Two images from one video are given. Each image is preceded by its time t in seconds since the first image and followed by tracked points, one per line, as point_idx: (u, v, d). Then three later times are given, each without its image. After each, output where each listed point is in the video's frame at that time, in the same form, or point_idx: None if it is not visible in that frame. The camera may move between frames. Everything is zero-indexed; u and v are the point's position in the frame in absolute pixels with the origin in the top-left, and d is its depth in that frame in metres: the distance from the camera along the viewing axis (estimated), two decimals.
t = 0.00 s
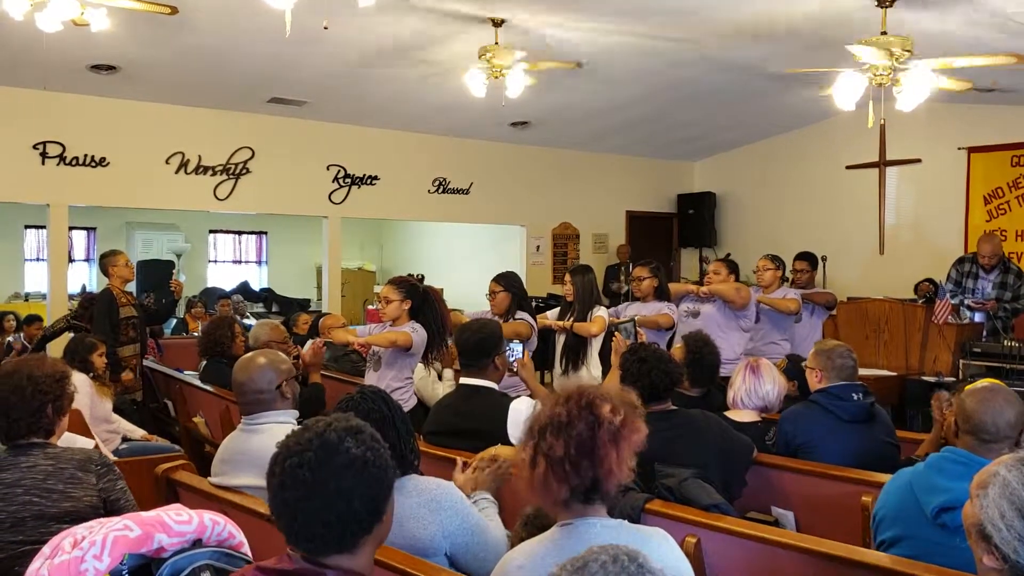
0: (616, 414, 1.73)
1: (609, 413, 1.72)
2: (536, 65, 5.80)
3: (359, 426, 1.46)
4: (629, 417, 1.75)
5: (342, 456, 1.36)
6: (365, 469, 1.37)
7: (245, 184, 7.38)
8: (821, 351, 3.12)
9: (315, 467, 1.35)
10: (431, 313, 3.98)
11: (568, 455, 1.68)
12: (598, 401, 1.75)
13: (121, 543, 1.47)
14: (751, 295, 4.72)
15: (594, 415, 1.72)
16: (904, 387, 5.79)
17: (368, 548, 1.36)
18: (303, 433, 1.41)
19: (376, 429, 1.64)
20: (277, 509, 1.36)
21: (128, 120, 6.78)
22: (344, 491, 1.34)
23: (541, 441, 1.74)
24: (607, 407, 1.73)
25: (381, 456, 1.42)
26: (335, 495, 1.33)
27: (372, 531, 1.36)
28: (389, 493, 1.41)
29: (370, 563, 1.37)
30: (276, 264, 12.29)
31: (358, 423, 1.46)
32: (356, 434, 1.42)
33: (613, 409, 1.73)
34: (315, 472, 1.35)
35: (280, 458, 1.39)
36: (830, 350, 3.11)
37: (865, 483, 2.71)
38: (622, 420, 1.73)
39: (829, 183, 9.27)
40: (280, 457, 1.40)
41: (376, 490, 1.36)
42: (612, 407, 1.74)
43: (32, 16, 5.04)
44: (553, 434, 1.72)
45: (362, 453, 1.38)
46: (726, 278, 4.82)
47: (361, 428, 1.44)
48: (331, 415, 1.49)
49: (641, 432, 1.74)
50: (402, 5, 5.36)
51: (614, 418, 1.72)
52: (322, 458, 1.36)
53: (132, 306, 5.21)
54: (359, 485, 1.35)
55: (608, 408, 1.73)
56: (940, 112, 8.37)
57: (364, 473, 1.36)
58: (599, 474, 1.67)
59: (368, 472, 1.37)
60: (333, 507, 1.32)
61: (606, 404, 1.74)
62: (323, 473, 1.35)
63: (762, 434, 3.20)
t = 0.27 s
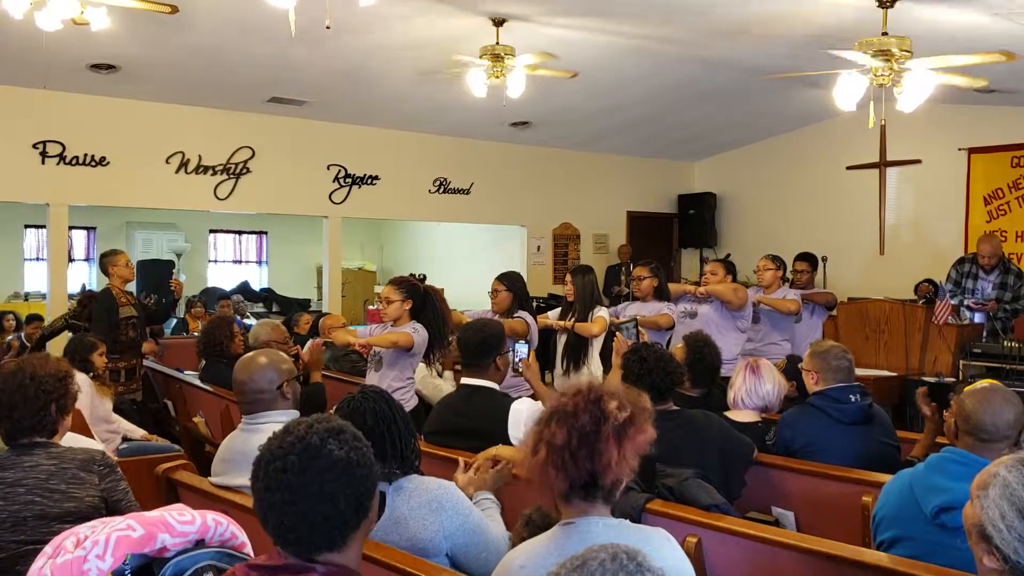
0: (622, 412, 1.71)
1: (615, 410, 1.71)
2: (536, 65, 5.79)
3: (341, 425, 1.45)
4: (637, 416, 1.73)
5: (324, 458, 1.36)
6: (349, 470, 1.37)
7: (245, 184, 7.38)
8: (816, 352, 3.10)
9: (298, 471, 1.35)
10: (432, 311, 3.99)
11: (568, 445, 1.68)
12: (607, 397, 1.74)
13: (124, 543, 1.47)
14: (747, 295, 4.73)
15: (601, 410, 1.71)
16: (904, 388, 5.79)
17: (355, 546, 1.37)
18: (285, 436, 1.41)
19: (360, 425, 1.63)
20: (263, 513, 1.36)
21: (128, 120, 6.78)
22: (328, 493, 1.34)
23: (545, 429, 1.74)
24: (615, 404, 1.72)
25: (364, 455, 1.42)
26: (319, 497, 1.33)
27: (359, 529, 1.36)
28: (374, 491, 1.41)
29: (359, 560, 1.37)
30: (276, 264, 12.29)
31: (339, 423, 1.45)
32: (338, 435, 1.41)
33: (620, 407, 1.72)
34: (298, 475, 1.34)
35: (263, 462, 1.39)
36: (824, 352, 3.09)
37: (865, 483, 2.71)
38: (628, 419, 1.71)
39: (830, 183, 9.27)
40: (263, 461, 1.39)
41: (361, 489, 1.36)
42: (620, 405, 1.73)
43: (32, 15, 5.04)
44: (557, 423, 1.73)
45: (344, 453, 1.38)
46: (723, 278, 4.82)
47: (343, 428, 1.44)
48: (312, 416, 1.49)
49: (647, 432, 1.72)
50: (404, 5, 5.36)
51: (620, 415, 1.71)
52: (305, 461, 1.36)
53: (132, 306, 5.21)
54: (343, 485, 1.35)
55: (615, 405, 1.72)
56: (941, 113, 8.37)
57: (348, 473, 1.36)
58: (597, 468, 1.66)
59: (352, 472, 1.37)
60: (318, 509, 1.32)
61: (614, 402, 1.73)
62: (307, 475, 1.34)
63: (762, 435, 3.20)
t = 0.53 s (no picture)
0: (633, 421, 1.71)
1: (626, 419, 1.71)
2: (536, 65, 5.80)
3: (339, 424, 1.46)
4: (648, 427, 1.73)
5: (323, 456, 1.36)
6: (347, 468, 1.37)
7: (245, 184, 7.38)
8: (819, 352, 3.11)
9: (296, 469, 1.35)
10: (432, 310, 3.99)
11: (574, 446, 1.69)
12: (620, 405, 1.74)
13: (126, 542, 1.47)
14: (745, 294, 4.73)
15: (612, 417, 1.71)
16: (904, 387, 5.80)
17: (353, 544, 1.37)
18: (283, 434, 1.41)
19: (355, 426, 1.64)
20: (261, 511, 1.36)
21: (129, 119, 6.78)
22: (327, 491, 1.34)
23: (555, 428, 1.75)
24: (627, 412, 1.72)
25: (362, 453, 1.42)
26: (318, 495, 1.34)
27: (357, 527, 1.36)
28: (372, 489, 1.41)
29: (357, 559, 1.37)
30: (276, 264, 12.29)
31: (337, 422, 1.46)
32: (336, 433, 1.42)
33: (632, 416, 1.72)
34: (297, 473, 1.35)
35: (261, 460, 1.39)
36: (825, 352, 3.09)
37: (865, 483, 2.71)
38: (638, 429, 1.71)
39: (830, 183, 9.27)
40: (261, 460, 1.40)
41: (359, 487, 1.36)
42: (633, 414, 1.72)
43: (32, 15, 5.04)
44: (566, 424, 1.73)
45: (342, 452, 1.38)
46: (720, 278, 4.83)
47: (341, 427, 1.44)
48: (310, 415, 1.50)
49: (656, 444, 1.72)
50: (405, 5, 5.37)
51: (630, 424, 1.70)
52: (304, 459, 1.36)
53: (132, 305, 5.21)
54: (341, 483, 1.35)
55: (627, 414, 1.72)
56: (941, 113, 8.37)
57: (346, 471, 1.37)
58: (601, 472, 1.66)
59: (350, 470, 1.37)
60: (316, 506, 1.32)
61: (627, 410, 1.72)
62: (305, 474, 1.35)
63: (763, 435, 3.20)
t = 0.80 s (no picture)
0: (640, 430, 1.70)
1: (632, 427, 1.69)
2: (536, 65, 5.79)
3: (353, 425, 1.46)
4: (655, 436, 1.71)
5: (338, 458, 1.37)
6: (362, 471, 1.37)
7: (245, 183, 7.38)
8: (826, 351, 3.11)
9: (312, 471, 1.35)
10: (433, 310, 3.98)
11: (579, 452, 1.68)
12: (627, 412, 1.72)
13: (125, 542, 1.47)
14: (744, 294, 4.73)
15: (619, 424, 1.70)
16: (904, 387, 5.80)
17: (368, 546, 1.37)
18: (298, 436, 1.41)
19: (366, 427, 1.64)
20: (276, 513, 1.36)
21: (128, 119, 6.77)
22: (342, 494, 1.34)
23: (560, 432, 1.74)
24: (634, 420, 1.70)
25: (377, 455, 1.42)
26: (333, 498, 1.34)
27: (371, 530, 1.37)
28: (386, 491, 1.41)
29: (371, 560, 1.38)
30: (276, 264, 12.29)
31: (352, 423, 1.46)
32: (351, 435, 1.42)
33: (639, 425, 1.70)
34: (313, 475, 1.35)
35: (275, 462, 1.38)
36: (834, 349, 3.10)
37: (866, 483, 2.71)
38: (645, 438, 1.70)
39: (830, 183, 9.26)
40: (276, 461, 1.39)
41: (375, 490, 1.37)
42: (640, 423, 1.71)
43: (32, 15, 5.04)
44: (572, 428, 1.72)
45: (358, 454, 1.38)
46: (719, 277, 4.83)
47: (355, 428, 1.44)
48: (325, 416, 1.49)
49: (662, 453, 1.71)
50: (405, 5, 5.37)
51: (636, 433, 1.69)
52: (319, 461, 1.36)
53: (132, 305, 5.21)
54: (357, 485, 1.35)
55: (634, 423, 1.70)
56: (942, 112, 8.37)
57: (361, 474, 1.37)
58: (604, 479, 1.65)
59: (366, 473, 1.37)
60: (332, 509, 1.33)
61: (634, 418, 1.71)
62: (321, 476, 1.35)
63: (763, 435, 3.20)
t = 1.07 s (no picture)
0: (647, 442, 1.69)
1: (640, 439, 1.69)
2: (535, 64, 5.79)
3: (371, 431, 1.46)
4: (661, 448, 1.71)
5: (355, 464, 1.36)
6: (378, 478, 1.37)
7: (245, 183, 7.38)
8: (835, 349, 3.09)
9: (329, 476, 1.35)
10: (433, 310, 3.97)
11: (585, 462, 1.66)
12: (635, 422, 1.71)
13: (124, 542, 1.47)
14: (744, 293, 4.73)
15: (627, 436, 1.69)
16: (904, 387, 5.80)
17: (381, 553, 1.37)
18: (315, 440, 1.41)
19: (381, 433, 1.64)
20: (290, 517, 1.36)
21: (128, 119, 6.77)
22: (358, 500, 1.34)
23: (565, 440, 1.72)
24: (642, 432, 1.70)
25: (393, 462, 1.42)
26: (349, 504, 1.33)
27: (385, 537, 1.36)
28: (401, 498, 1.41)
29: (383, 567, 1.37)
30: (275, 263, 12.29)
31: (370, 428, 1.46)
32: (368, 441, 1.42)
33: (647, 437, 1.70)
34: (329, 481, 1.35)
35: (292, 466, 1.39)
36: (842, 348, 3.08)
37: (865, 482, 2.71)
38: (652, 449, 1.69)
39: (830, 182, 9.26)
40: (293, 464, 1.40)
41: (390, 497, 1.36)
42: (648, 434, 1.70)
43: (32, 15, 5.05)
44: (578, 437, 1.71)
45: (374, 461, 1.38)
46: (718, 277, 4.82)
47: (372, 434, 1.44)
48: (343, 419, 1.50)
49: (667, 464, 1.71)
50: (404, 5, 5.37)
51: (644, 445, 1.68)
52: (335, 467, 1.36)
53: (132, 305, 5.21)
54: (373, 492, 1.35)
55: (642, 435, 1.69)
56: (942, 112, 8.37)
57: (377, 481, 1.37)
58: (609, 489, 1.65)
59: (382, 479, 1.37)
60: (346, 516, 1.32)
61: (642, 430, 1.70)
62: (337, 481, 1.35)
63: (763, 435, 3.20)
